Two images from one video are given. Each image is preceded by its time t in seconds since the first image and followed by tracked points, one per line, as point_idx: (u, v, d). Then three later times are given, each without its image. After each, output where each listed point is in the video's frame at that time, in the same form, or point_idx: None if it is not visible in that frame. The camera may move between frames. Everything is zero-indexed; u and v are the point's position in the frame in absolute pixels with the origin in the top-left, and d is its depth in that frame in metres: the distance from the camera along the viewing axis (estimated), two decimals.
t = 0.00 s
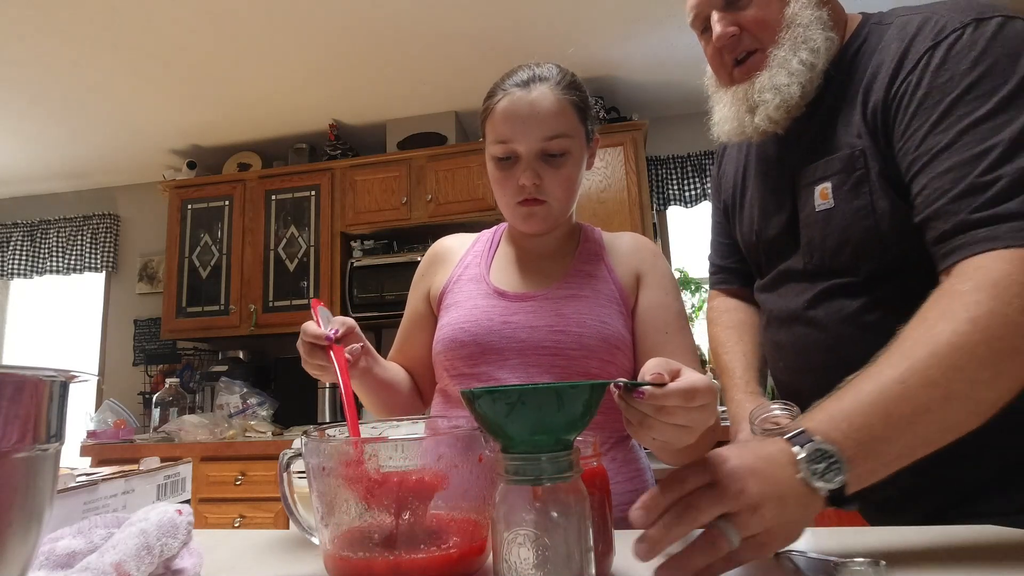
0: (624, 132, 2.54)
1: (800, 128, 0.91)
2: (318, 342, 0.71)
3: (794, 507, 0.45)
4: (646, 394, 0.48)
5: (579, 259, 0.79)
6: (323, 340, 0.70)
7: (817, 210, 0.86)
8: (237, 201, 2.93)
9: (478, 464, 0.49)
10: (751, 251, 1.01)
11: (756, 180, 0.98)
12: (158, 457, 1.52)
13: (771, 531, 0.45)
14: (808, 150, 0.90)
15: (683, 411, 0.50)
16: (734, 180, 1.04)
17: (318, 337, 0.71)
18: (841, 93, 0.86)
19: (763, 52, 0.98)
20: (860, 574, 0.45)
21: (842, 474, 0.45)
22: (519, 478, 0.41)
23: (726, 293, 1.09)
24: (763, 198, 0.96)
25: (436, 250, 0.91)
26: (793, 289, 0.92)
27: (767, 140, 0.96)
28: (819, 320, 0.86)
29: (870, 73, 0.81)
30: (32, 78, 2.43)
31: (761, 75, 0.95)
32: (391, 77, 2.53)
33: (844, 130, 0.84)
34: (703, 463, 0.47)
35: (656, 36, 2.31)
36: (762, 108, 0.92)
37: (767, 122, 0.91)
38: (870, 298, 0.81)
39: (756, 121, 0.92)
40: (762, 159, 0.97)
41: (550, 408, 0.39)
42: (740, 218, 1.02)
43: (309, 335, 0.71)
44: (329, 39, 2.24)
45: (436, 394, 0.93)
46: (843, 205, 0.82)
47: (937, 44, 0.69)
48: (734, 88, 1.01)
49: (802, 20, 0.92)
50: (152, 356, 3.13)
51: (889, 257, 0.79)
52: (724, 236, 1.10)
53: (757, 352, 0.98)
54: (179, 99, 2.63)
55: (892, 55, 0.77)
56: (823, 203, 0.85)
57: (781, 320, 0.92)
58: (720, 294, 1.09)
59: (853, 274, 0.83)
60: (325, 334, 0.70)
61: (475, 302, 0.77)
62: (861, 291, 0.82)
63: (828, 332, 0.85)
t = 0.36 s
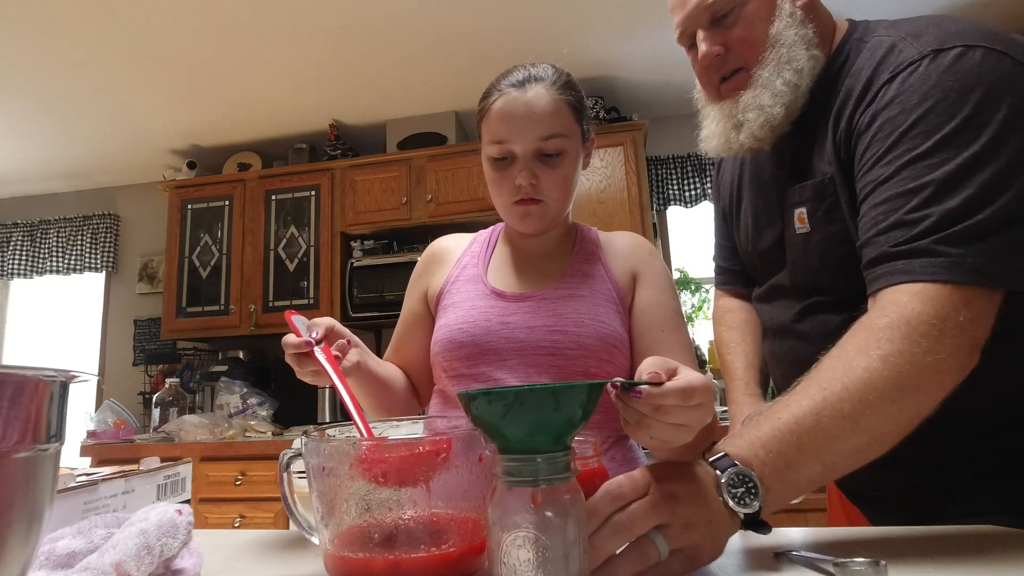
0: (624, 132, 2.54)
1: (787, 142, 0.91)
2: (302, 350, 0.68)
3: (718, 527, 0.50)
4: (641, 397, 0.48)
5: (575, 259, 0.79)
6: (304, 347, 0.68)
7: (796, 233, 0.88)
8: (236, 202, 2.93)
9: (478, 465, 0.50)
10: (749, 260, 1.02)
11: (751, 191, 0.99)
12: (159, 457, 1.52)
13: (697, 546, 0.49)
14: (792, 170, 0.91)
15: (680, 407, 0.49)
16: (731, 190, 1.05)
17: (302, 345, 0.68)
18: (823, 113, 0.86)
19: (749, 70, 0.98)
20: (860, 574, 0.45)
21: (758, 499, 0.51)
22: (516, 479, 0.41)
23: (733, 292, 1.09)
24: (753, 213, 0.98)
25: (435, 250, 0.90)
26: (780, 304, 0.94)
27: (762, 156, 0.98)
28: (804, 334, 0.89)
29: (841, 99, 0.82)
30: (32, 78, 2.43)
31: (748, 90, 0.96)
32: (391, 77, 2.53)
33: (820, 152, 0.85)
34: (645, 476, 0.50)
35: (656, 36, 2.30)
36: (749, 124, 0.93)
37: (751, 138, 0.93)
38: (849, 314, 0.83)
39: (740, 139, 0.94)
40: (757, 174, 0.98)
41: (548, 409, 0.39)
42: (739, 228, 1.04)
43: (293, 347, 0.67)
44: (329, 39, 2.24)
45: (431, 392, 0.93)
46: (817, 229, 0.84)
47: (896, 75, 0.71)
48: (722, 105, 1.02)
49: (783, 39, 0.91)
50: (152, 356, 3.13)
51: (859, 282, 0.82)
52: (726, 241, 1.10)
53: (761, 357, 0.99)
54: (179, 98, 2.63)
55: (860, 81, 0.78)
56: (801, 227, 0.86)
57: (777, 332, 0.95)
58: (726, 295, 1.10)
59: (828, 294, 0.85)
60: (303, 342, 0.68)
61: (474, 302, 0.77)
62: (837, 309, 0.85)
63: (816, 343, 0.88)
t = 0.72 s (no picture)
0: (624, 131, 2.54)
1: (784, 148, 0.92)
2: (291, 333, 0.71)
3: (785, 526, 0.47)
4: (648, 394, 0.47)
5: (570, 258, 0.79)
6: (294, 328, 0.70)
7: (809, 232, 0.87)
8: (236, 201, 2.93)
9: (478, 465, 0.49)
10: (751, 267, 1.01)
11: (748, 197, 0.98)
12: (159, 457, 1.52)
13: (758, 544, 0.46)
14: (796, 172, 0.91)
15: (682, 399, 0.48)
16: (725, 197, 1.05)
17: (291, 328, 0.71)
18: (823, 114, 0.87)
19: (742, 81, 0.99)
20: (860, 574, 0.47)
21: (839, 485, 0.47)
22: (520, 477, 0.41)
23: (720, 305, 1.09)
24: (752, 220, 0.98)
25: (429, 248, 0.90)
26: (784, 310, 0.95)
27: (753, 163, 0.97)
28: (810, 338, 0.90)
29: (841, 98, 0.84)
30: (33, 78, 2.43)
31: (743, 99, 0.96)
32: (391, 77, 2.53)
33: (824, 154, 0.86)
34: (694, 472, 0.47)
35: (655, 36, 2.31)
36: (743, 138, 0.93)
37: (749, 145, 0.92)
38: (862, 314, 0.84)
39: (739, 146, 0.94)
40: (752, 184, 0.98)
41: (551, 407, 0.40)
42: (736, 236, 1.03)
43: (281, 329, 0.70)
44: (329, 39, 2.24)
45: (418, 390, 0.92)
46: (832, 227, 0.84)
47: (907, 69, 0.71)
48: (716, 116, 1.03)
49: (775, 49, 0.92)
50: (152, 356, 3.13)
51: (877, 281, 0.82)
52: (721, 248, 1.10)
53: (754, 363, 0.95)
54: (179, 98, 2.63)
55: (869, 76, 0.79)
56: (813, 225, 0.86)
57: (783, 338, 0.94)
58: (718, 309, 1.09)
59: (842, 292, 0.86)
60: (294, 323, 0.70)
61: (470, 301, 0.77)
62: (852, 309, 0.85)
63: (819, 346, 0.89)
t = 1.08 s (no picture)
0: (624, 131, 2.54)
1: (803, 139, 0.93)
2: (285, 320, 0.74)
3: (861, 525, 0.43)
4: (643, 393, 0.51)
5: (563, 252, 0.80)
6: (287, 316, 0.73)
7: (828, 226, 0.88)
8: (237, 201, 2.93)
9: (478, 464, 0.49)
10: (751, 262, 1.03)
11: (755, 191, 0.99)
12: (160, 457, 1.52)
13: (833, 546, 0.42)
14: (812, 166, 0.91)
15: (674, 388, 0.53)
16: (731, 191, 1.05)
17: (285, 317, 0.74)
18: (846, 107, 0.87)
19: (765, 67, 0.96)
20: None
21: (919, 471, 0.44)
22: (519, 478, 0.41)
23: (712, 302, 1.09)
24: (762, 214, 0.98)
25: (421, 245, 0.89)
26: (796, 308, 0.95)
27: (767, 155, 0.98)
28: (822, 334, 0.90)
29: (866, 93, 0.84)
30: (33, 78, 2.43)
31: (764, 87, 0.95)
32: (392, 76, 2.52)
33: (848, 147, 0.86)
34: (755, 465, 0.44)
35: (656, 37, 2.31)
36: (763, 121, 0.92)
37: (768, 132, 0.92)
38: (878, 310, 0.84)
39: (758, 134, 0.93)
40: (761, 178, 0.99)
41: (547, 411, 0.39)
42: (742, 231, 1.03)
43: (274, 316, 0.73)
44: (330, 39, 2.24)
45: (409, 386, 0.92)
46: (855, 221, 0.84)
47: (942, 60, 0.71)
48: (733, 103, 1.00)
49: (804, 38, 0.92)
50: (152, 356, 3.13)
51: (898, 277, 0.82)
52: (721, 243, 1.10)
53: (749, 356, 0.94)
54: (179, 98, 2.63)
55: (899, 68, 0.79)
56: (833, 219, 0.87)
57: (796, 335, 0.94)
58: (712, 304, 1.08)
59: (859, 286, 0.86)
60: (288, 310, 0.73)
61: (464, 298, 0.77)
62: (872, 306, 0.85)
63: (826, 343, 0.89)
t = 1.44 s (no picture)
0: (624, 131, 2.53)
1: (825, 129, 0.92)
2: (279, 306, 0.73)
3: (990, 530, 0.40)
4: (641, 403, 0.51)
5: (560, 251, 0.80)
6: (281, 302, 0.73)
7: (860, 220, 0.86)
8: (236, 201, 2.93)
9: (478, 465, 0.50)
10: (761, 258, 1.00)
11: (768, 185, 0.98)
12: (161, 457, 1.53)
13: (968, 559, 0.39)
14: (839, 159, 0.90)
15: (670, 396, 0.54)
16: (744, 185, 1.02)
17: (279, 303, 0.73)
18: (875, 100, 0.87)
19: (782, 63, 0.95)
20: None
21: None
22: (519, 479, 0.41)
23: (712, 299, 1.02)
24: (776, 210, 0.97)
25: (416, 242, 0.89)
26: (815, 304, 0.94)
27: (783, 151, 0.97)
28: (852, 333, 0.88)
29: (903, 85, 0.83)
30: (33, 78, 2.43)
31: (780, 83, 0.94)
32: (393, 76, 2.52)
33: (879, 139, 0.86)
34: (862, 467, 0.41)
35: (657, 37, 2.31)
36: (778, 119, 0.91)
37: (785, 130, 0.91)
38: (912, 308, 0.83)
39: (773, 130, 0.92)
40: (778, 173, 0.97)
41: (549, 410, 0.39)
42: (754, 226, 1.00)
43: (269, 303, 0.72)
44: (330, 39, 2.24)
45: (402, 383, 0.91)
46: (892, 214, 0.83)
47: (986, 47, 0.71)
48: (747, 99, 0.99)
49: (823, 33, 0.91)
50: (152, 356, 3.13)
51: (935, 272, 0.81)
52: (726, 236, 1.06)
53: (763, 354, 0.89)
54: (180, 98, 2.63)
55: (937, 57, 0.79)
56: (867, 212, 0.86)
57: (817, 332, 0.93)
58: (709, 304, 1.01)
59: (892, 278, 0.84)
60: (283, 296, 0.73)
61: (463, 296, 0.77)
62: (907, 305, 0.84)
63: (855, 344, 0.88)
